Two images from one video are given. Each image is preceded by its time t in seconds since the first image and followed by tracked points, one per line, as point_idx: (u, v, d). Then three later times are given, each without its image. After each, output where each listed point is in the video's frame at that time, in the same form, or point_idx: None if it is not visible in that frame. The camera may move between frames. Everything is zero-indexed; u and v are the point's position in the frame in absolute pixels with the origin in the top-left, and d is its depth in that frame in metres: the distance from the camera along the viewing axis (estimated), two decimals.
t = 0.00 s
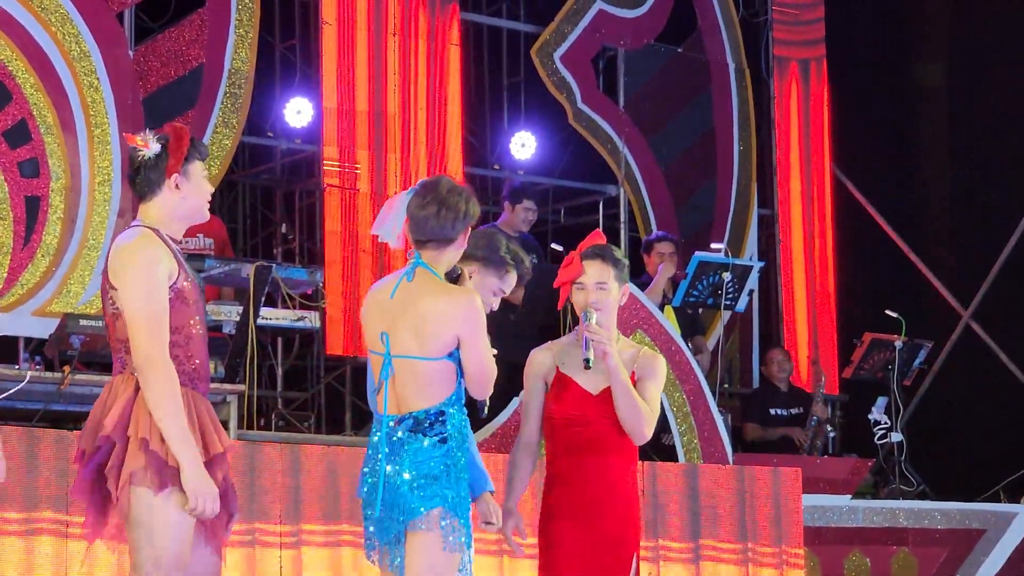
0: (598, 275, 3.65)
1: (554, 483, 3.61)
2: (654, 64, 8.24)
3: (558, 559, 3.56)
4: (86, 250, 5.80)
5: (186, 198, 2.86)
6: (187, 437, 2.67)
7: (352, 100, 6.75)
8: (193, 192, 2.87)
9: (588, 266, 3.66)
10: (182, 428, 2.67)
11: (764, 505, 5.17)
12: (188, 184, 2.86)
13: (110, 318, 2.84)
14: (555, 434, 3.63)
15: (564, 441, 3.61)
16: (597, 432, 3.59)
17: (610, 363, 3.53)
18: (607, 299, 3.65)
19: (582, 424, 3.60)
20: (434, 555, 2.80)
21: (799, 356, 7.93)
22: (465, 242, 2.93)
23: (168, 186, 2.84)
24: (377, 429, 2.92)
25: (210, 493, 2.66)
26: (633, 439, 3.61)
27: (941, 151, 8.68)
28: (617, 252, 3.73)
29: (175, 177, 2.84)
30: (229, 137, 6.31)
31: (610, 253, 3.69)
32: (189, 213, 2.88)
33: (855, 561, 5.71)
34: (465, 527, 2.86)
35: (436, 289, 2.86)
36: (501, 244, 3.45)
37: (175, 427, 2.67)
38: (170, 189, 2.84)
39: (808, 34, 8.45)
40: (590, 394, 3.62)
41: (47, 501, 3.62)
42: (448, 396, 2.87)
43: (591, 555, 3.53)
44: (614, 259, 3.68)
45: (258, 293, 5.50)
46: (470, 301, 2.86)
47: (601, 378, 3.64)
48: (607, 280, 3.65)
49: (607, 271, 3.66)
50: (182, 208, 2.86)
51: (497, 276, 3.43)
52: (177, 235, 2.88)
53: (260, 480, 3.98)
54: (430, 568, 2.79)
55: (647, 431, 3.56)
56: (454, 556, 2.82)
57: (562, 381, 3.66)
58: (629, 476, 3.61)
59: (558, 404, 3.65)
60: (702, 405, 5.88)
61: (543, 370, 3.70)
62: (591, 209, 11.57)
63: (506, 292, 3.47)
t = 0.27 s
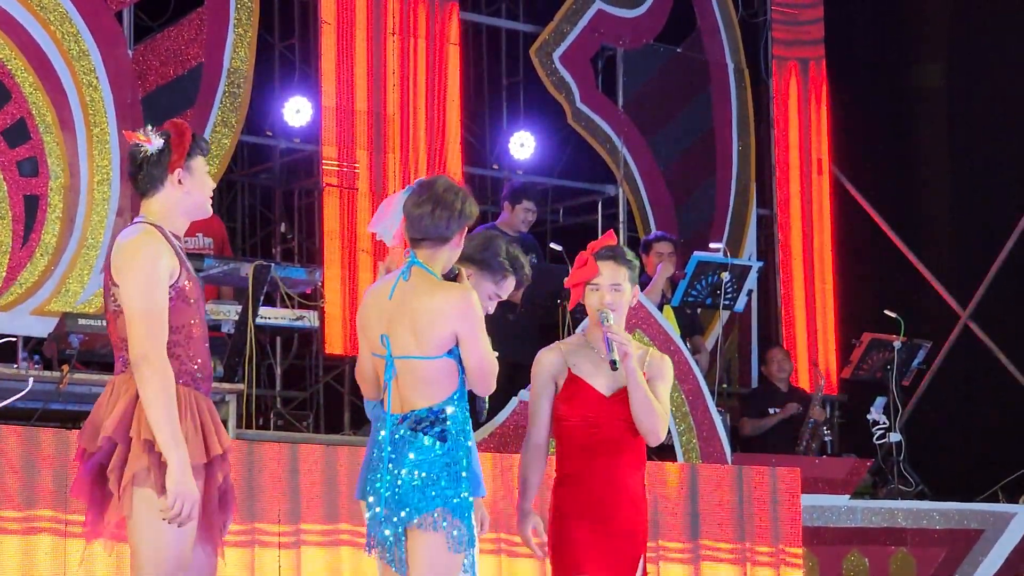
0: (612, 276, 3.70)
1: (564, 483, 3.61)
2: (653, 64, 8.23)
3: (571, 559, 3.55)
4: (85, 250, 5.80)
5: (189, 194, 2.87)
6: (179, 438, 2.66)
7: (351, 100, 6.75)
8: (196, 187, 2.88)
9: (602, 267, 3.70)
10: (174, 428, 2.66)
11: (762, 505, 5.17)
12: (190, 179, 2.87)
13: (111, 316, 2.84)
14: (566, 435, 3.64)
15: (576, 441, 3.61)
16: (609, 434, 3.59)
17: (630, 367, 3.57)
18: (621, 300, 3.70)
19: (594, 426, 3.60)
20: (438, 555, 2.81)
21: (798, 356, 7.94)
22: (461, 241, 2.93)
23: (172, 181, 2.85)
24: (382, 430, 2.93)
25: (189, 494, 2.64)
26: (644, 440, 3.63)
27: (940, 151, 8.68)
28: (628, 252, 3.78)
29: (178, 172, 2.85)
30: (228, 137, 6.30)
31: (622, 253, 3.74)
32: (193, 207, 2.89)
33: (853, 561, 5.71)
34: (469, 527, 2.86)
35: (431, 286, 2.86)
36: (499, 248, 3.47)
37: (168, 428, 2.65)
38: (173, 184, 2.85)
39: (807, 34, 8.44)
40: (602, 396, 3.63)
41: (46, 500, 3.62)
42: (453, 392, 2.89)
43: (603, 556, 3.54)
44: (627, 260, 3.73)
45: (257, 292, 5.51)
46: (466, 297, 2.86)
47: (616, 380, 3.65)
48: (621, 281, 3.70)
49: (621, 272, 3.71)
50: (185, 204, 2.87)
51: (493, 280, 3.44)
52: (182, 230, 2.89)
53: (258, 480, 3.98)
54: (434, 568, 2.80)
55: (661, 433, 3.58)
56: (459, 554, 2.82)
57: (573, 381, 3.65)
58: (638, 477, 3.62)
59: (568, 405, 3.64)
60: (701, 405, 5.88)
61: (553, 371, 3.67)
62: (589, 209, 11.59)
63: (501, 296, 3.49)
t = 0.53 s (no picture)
0: (624, 277, 3.75)
1: (576, 485, 3.61)
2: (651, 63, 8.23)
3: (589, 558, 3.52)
4: (83, 248, 5.78)
5: (193, 193, 2.87)
6: (186, 439, 2.66)
7: (349, 100, 6.75)
8: (199, 187, 2.88)
9: (614, 267, 3.76)
10: (181, 429, 2.66)
11: (759, 505, 5.17)
12: (195, 179, 2.87)
13: (114, 314, 2.83)
14: (575, 437, 3.65)
15: (590, 441, 3.63)
16: (622, 435, 3.63)
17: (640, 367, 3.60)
18: (630, 301, 3.74)
19: (605, 427, 3.63)
20: (440, 557, 2.81)
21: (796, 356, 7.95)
22: (459, 243, 2.93)
23: (176, 180, 2.84)
24: (377, 433, 2.95)
25: (198, 496, 2.65)
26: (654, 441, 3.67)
27: (937, 151, 8.69)
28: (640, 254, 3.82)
29: (182, 171, 2.85)
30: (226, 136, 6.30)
31: (633, 255, 3.79)
32: (194, 207, 2.89)
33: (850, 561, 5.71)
34: (471, 529, 2.85)
35: (426, 288, 2.86)
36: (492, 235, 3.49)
37: (173, 428, 2.65)
38: (177, 183, 2.85)
39: (805, 34, 8.45)
40: (614, 397, 3.67)
41: (43, 500, 3.62)
42: (448, 395, 2.89)
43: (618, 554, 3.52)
44: (637, 262, 3.77)
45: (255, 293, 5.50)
46: (460, 298, 2.86)
47: (627, 382, 3.70)
48: (631, 282, 3.75)
49: (631, 274, 3.75)
50: (188, 203, 2.87)
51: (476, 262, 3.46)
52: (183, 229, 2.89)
53: (256, 481, 3.98)
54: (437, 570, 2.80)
55: (672, 434, 3.64)
56: (458, 553, 2.82)
57: (584, 382, 3.69)
58: (647, 477, 3.65)
59: (580, 406, 3.67)
60: (699, 405, 5.89)
61: (563, 371, 3.71)
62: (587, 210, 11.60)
63: (487, 281, 3.49)
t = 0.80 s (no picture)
0: (629, 274, 3.70)
1: (593, 483, 3.60)
2: (647, 63, 8.23)
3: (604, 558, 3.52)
4: (79, 249, 5.79)
5: (199, 196, 2.87)
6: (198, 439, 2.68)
7: (345, 100, 6.74)
8: (206, 190, 2.88)
9: (620, 265, 3.72)
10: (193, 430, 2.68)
11: (756, 505, 5.18)
12: (203, 182, 2.87)
13: (118, 313, 2.82)
14: (591, 435, 3.63)
15: (603, 440, 3.60)
16: (635, 432, 3.59)
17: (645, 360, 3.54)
18: (636, 298, 3.69)
19: (618, 425, 3.60)
20: (427, 560, 2.81)
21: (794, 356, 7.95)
22: (454, 244, 2.94)
23: (184, 182, 2.85)
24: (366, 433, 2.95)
25: (214, 494, 2.69)
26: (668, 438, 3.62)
27: (934, 152, 8.70)
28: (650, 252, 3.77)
29: (191, 174, 2.85)
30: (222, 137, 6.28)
31: (641, 252, 3.74)
32: (200, 210, 2.89)
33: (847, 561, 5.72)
34: (457, 531, 2.85)
35: (416, 287, 2.87)
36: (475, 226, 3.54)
37: (186, 429, 2.67)
38: (184, 185, 2.85)
39: (801, 35, 8.45)
40: (626, 395, 3.63)
41: (40, 500, 3.62)
42: (435, 396, 2.89)
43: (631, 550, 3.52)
44: (645, 258, 3.72)
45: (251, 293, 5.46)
46: (450, 297, 2.86)
47: (637, 379, 3.65)
48: (637, 279, 3.70)
49: (638, 270, 3.70)
50: (194, 206, 2.87)
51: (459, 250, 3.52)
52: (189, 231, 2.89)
53: (253, 481, 3.98)
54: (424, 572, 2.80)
55: (684, 428, 3.59)
56: (451, 552, 2.82)
57: (595, 380, 3.66)
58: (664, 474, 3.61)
59: (592, 404, 3.64)
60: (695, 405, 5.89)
61: (575, 369, 3.70)
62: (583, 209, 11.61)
63: (469, 261, 3.51)
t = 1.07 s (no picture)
0: (633, 266, 3.62)
1: (601, 478, 3.51)
2: (643, 63, 8.23)
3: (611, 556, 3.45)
4: (74, 249, 5.79)
5: (200, 197, 2.88)
6: (207, 438, 2.70)
7: (340, 99, 6.74)
8: (206, 192, 2.88)
9: (623, 258, 3.63)
10: (201, 429, 2.70)
11: (752, 504, 5.18)
12: (203, 184, 2.88)
13: (117, 313, 2.81)
14: (598, 429, 3.55)
15: (611, 435, 3.52)
16: (640, 425, 3.49)
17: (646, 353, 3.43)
18: (639, 291, 3.61)
19: (625, 418, 3.50)
20: (422, 560, 2.81)
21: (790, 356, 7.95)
22: (445, 243, 2.95)
23: (184, 183, 2.85)
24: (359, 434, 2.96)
25: (227, 491, 2.73)
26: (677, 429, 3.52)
27: (928, 151, 8.71)
28: (656, 244, 3.68)
29: (192, 175, 2.85)
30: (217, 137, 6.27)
31: (646, 244, 3.65)
32: (200, 212, 2.89)
33: (843, 560, 5.72)
34: (452, 530, 2.86)
35: (405, 285, 2.88)
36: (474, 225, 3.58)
37: (194, 427, 2.69)
38: (185, 186, 2.85)
39: (797, 34, 8.46)
40: (633, 388, 3.52)
41: (36, 500, 3.61)
42: (425, 396, 2.88)
43: (639, 549, 3.43)
44: (648, 250, 3.63)
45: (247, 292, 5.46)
46: (440, 296, 2.87)
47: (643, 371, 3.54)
48: (639, 272, 3.61)
49: (641, 263, 3.62)
50: (195, 206, 2.87)
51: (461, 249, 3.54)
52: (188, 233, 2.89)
53: (250, 481, 3.97)
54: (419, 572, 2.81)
55: (693, 420, 3.49)
56: (444, 553, 2.83)
57: (601, 374, 3.57)
58: (674, 467, 3.51)
59: (598, 398, 3.56)
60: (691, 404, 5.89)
61: (583, 363, 3.60)
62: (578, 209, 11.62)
63: (468, 258, 3.53)
